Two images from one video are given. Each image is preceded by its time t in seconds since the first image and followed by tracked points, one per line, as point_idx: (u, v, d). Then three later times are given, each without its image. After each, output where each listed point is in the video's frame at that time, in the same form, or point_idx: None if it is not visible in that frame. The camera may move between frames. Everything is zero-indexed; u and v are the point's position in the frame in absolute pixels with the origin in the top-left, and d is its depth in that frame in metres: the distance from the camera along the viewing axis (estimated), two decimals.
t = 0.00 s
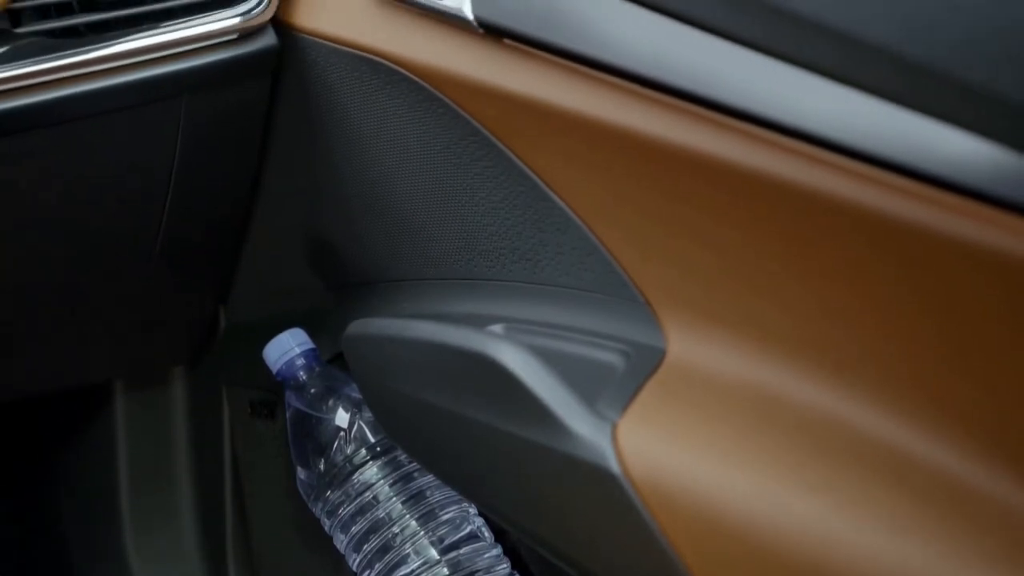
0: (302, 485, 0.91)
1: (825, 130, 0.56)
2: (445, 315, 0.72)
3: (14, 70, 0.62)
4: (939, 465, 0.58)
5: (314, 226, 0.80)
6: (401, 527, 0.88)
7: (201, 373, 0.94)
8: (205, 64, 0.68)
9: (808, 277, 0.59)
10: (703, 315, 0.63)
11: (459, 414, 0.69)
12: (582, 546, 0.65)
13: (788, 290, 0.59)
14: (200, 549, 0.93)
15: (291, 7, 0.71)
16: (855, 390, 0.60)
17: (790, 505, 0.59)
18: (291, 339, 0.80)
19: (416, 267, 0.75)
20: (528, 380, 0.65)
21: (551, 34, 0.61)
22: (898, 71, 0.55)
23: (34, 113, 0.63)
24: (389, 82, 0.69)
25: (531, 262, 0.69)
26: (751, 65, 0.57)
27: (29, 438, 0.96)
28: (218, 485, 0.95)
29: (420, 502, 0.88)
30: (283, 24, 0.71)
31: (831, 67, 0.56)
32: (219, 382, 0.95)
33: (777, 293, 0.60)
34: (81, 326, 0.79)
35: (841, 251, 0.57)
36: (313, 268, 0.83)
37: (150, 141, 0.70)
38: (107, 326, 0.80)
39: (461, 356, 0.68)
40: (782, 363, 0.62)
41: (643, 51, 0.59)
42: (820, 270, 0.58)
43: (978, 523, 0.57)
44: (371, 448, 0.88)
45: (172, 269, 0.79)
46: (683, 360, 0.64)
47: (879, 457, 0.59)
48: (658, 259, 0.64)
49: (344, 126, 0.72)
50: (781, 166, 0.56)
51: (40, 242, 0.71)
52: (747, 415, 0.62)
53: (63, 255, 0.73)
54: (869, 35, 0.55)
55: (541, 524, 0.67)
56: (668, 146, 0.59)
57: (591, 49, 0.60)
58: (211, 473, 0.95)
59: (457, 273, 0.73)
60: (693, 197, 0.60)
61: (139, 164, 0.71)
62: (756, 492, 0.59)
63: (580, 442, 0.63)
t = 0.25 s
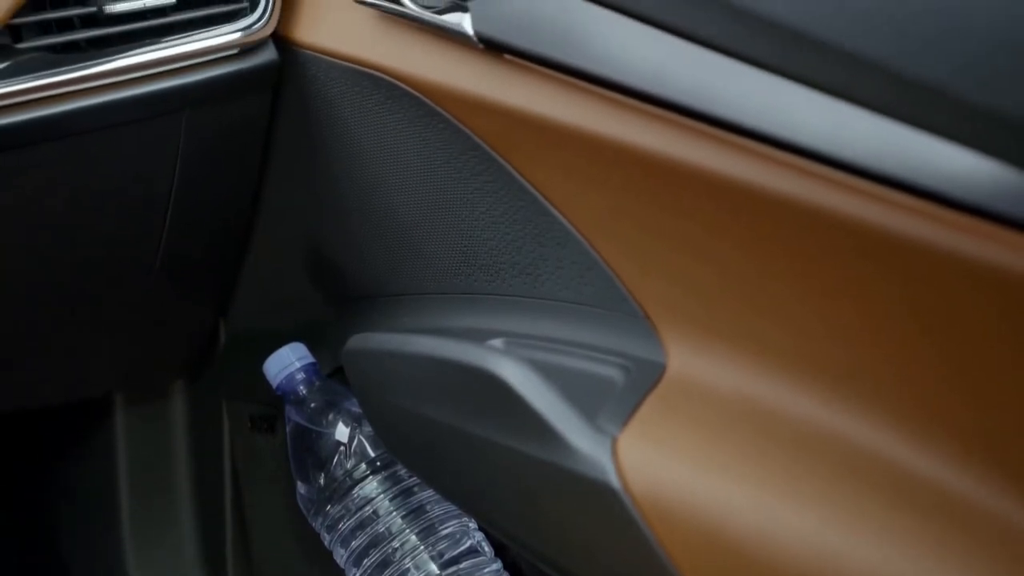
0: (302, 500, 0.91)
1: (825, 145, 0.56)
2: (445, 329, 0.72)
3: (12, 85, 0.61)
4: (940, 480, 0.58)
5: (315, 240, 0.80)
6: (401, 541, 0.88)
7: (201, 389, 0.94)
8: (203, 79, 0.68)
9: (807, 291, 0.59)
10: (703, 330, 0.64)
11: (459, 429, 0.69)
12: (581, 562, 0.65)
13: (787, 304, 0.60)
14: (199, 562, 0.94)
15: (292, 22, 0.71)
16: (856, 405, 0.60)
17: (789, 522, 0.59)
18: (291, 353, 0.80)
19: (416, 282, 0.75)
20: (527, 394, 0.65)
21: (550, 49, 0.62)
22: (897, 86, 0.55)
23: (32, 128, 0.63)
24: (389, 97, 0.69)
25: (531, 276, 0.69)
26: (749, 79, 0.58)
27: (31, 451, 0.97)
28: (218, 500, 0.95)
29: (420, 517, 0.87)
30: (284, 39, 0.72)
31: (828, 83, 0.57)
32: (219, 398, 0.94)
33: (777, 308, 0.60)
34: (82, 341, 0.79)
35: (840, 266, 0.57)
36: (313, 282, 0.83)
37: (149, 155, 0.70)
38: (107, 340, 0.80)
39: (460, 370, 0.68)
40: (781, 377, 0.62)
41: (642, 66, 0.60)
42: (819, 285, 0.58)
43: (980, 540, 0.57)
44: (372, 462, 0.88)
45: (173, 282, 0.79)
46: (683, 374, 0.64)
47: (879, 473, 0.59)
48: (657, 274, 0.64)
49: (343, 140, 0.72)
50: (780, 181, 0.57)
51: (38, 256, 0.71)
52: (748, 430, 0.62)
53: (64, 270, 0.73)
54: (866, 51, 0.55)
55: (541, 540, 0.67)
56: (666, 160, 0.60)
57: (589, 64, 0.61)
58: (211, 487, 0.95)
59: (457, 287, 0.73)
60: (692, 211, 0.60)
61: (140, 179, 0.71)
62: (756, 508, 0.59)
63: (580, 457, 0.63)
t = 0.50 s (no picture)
0: (302, 518, 0.91)
1: (824, 165, 0.56)
2: (445, 347, 0.72)
3: (11, 105, 0.61)
4: (939, 499, 0.58)
5: (315, 258, 0.80)
6: (401, 559, 0.88)
7: (199, 409, 0.93)
8: (202, 99, 0.68)
9: (806, 311, 0.59)
10: (702, 349, 0.64)
11: (460, 447, 0.69)
12: None
13: (786, 324, 0.60)
14: None
15: (293, 41, 0.72)
16: (856, 425, 0.60)
17: (790, 542, 0.59)
18: (291, 370, 0.80)
19: (416, 299, 0.75)
20: (528, 413, 0.65)
21: (550, 68, 0.62)
22: (893, 106, 0.55)
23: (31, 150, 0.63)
24: (389, 116, 0.69)
25: (531, 294, 0.69)
26: (749, 99, 0.58)
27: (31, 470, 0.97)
28: (217, 517, 0.95)
29: (420, 535, 0.87)
30: (284, 57, 0.72)
31: (828, 104, 0.56)
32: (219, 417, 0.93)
33: (776, 327, 0.61)
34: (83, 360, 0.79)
35: (839, 285, 0.57)
36: (313, 299, 0.83)
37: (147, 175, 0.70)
38: (108, 359, 0.80)
39: (461, 389, 0.68)
40: (780, 397, 0.62)
41: (641, 86, 0.60)
42: (817, 305, 0.59)
43: (978, 559, 0.57)
44: (372, 480, 0.87)
45: (175, 301, 0.80)
46: (683, 393, 0.64)
47: (879, 492, 0.59)
48: (656, 293, 0.64)
49: (343, 158, 0.73)
50: (780, 201, 0.57)
51: (38, 277, 0.71)
52: (748, 449, 0.62)
53: (64, 290, 0.73)
54: (865, 71, 0.55)
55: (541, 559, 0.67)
56: (668, 179, 0.60)
57: (590, 84, 0.61)
58: (211, 505, 0.95)
59: (457, 305, 0.73)
60: (692, 230, 0.61)
61: (141, 198, 0.71)
62: (756, 527, 0.59)
63: (580, 476, 0.63)
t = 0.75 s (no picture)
0: (301, 534, 0.91)
1: (823, 184, 0.56)
2: (445, 364, 0.72)
3: (11, 122, 0.62)
4: (939, 518, 0.58)
5: (315, 275, 0.80)
6: None
7: (201, 426, 0.94)
8: (202, 117, 0.68)
9: (807, 328, 0.59)
10: (702, 366, 0.64)
11: (461, 465, 0.69)
12: None
13: (786, 341, 0.60)
14: None
15: (294, 59, 0.72)
16: (856, 444, 0.60)
17: (789, 559, 0.59)
18: (291, 387, 0.80)
19: (416, 316, 0.75)
20: (528, 431, 0.66)
21: (550, 86, 0.62)
22: (892, 124, 0.55)
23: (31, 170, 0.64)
24: (389, 133, 0.69)
25: (532, 311, 0.69)
26: (749, 117, 0.58)
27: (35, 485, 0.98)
28: (218, 535, 0.95)
29: (420, 552, 0.87)
30: (285, 75, 0.73)
31: (828, 122, 0.56)
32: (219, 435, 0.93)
33: (776, 344, 0.61)
34: (84, 377, 0.79)
35: (838, 303, 0.57)
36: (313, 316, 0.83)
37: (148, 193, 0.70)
38: (109, 376, 0.81)
39: (461, 406, 0.68)
40: (780, 415, 0.62)
41: (641, 104, 0.60)
42: (818, 322, 0.59)
43: None
44: (372, 497, 0.87)
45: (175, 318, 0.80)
46: (683, 411, 0.64)
47: (878, 510, 0.59)
48: (656, 311, 0.64)
49: (344, 175, 0.73)
50: (781, 219, 0.57)
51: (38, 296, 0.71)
52: (746, 465, 0.62)
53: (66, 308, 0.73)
54: (864, 89, 0.55)
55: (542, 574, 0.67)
56: (668, 197, 0.60)
57: (590, 101, 0.61)
58: (212, 521, 0.95)
59: (457, 322, 0.73)
60: (692, 248, 0.61)
61: (143, 216, 0.71)
62: (755, 544, 0.60)
63: (581, 493, 0.64)
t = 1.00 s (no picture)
0: (301, 552, 0.92)
1: (823, 204, 0.56)
2: (446, 382, 0.73)
3: (12, 141, 0.61)
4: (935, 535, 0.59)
5: (315, 293, 0.80)
6: None
7: (200, 445, 0.94)
8: (204, 135, 0.69)
9: (806, 347, 0.59)
10: (700, 385, 0.64)
11: (461, 483, 0.69)
12: None
13: (785, 360, 0.60)
14: None
15: (295, 78, 0.72)
16: (857, 462, 0.60)
17: None
18: (291, 406, 0.80)
19: (416, 334, 0.75)
20: (529, 451, 0.66)
21: (551, 105, 0.62)
22: (892, 144, 0.55)
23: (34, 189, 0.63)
24: (389, 151, 0.69)
25: (533, 330, 0.69)
26: (749, 137, 0.58)
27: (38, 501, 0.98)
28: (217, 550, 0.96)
29: (421, 570, 0.85)
30: (286, 94, 0.73)
31: (827, 142, 0.57)
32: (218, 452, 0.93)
33: (775, 363, 0.61)
34: (84, 396, 0.79)
35: (837, 322, 0.58)
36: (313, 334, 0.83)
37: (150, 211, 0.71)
38: (109, 395, 0.81)
39: (461, 425, 0.69)
40: (778, 433, 0.62)
41: (642, 124, 0.60)
42: (816, 341, 0.59)
43: None
44: (372, 515, 0.87)
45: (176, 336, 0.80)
46: (683, 429, 0.65)
47: (878, 529, 0.59)
48: (656, 330, 0.64)
49: (344, 194, 0.73)
50: (781, 238, 0.57)
51: (39, 316, 0.71)
52: (746, 485, 0.62)
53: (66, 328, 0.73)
54: (865, 109, 0.55)
55: None
56: (669, 216, 0.60)
57: (591, 121, 0.61)
58: (212, 537, 0.96)
59: (457, 340, 0.73)
60: (692, 267, 0.61)
61: (144, 235, 0.71)
62: (756, 564, 0.59)
63: (580, 513, 0.64)
